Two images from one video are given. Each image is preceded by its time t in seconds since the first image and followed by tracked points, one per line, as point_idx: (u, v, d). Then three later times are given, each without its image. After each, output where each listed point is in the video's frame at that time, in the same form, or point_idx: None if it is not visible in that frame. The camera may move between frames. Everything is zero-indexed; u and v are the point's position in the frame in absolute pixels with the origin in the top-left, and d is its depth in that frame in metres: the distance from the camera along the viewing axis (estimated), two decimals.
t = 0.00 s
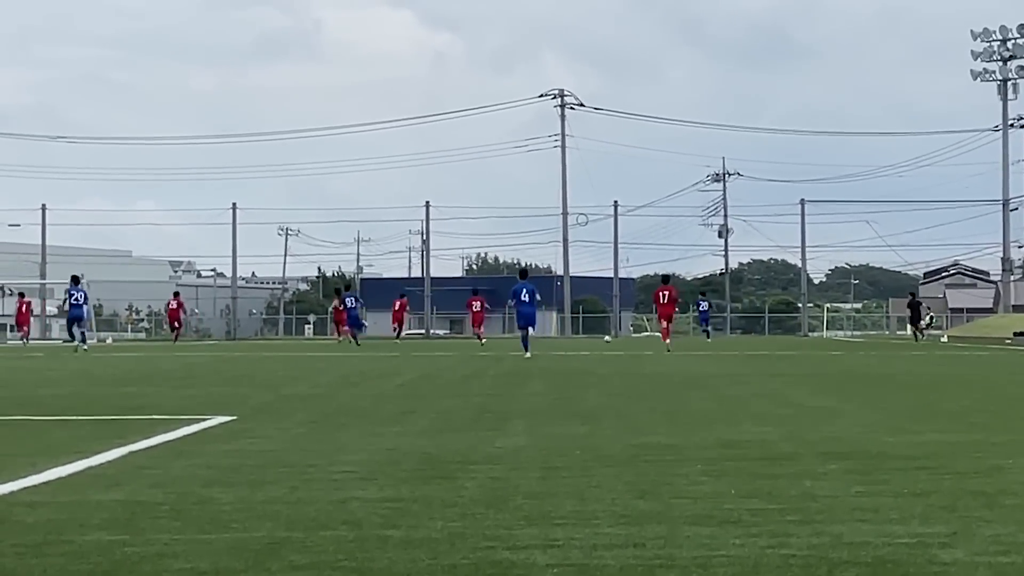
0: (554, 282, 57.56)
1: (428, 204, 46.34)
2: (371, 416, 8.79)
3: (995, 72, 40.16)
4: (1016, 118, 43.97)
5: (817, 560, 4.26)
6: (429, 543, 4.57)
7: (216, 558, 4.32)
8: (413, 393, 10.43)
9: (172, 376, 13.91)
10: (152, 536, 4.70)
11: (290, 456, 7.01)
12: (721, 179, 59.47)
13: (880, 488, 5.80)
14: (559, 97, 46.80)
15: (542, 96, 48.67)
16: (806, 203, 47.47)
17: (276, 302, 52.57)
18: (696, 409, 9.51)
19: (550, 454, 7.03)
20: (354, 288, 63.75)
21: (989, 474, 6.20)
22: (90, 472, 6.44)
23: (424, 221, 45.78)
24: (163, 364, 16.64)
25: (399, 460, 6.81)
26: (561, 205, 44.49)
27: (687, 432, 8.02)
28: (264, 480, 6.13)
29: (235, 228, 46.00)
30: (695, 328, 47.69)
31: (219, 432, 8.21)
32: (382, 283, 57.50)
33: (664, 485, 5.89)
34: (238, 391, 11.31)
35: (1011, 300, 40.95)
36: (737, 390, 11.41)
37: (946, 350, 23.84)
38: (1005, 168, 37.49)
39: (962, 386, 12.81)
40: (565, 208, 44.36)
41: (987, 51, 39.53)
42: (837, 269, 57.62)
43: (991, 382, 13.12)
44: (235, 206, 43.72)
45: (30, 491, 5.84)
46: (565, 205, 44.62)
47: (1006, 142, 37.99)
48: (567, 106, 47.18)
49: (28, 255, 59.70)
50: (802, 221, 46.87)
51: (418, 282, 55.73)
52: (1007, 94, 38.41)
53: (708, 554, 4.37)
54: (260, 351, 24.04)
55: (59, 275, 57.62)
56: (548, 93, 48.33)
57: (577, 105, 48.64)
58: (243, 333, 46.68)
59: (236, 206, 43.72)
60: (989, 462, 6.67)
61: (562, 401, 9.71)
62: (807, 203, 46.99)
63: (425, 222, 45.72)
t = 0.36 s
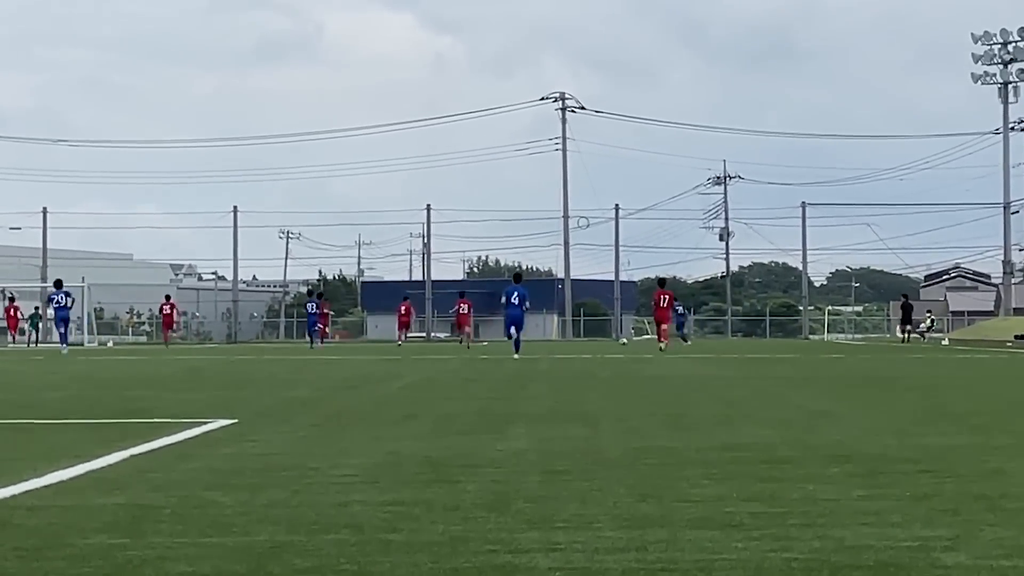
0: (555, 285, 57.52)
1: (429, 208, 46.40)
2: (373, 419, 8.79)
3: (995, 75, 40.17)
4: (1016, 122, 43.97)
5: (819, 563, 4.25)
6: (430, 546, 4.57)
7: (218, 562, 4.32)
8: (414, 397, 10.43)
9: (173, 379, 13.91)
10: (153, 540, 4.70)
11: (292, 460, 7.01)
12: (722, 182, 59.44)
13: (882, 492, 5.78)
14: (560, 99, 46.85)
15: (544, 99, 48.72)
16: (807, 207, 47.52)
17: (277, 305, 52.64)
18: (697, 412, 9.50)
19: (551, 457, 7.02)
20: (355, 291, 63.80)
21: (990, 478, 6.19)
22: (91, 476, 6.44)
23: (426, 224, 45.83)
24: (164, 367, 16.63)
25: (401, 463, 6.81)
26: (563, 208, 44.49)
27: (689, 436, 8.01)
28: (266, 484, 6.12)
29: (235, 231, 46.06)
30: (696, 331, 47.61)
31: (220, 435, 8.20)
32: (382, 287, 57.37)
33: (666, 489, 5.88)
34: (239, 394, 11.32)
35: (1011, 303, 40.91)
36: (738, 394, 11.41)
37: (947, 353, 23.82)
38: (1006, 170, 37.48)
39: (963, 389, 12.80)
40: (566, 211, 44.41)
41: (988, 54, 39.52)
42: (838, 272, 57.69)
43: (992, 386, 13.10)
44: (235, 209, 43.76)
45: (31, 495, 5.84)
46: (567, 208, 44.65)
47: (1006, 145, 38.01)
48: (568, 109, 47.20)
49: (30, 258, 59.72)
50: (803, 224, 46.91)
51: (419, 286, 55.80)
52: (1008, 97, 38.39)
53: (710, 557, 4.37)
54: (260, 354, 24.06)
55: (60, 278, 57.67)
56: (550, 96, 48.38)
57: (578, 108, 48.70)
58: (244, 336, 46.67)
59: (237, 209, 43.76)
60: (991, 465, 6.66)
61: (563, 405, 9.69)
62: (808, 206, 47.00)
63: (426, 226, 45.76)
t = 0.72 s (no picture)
0: (558, 287, 57.53)
1: (432, 210, 46.44)
2: (376, 422, 8.78)
3: (999, 77, 40.17)
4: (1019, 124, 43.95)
5: (822, 565, 4.26)
6: (435, 548, 4.57)
7: (221, 563, 4.32)
8: (417, 398, 10.40)
9: (175, 382, 13.86)
10: (156, 542, 4.70)
11: (295, 462, 7.02)
12: (726, 184, 59.40)
13: (885, 494, 5.78)
14: (563, 102, 46.89)
15: (547, 101, 48.77)
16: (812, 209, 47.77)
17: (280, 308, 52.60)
18: (702, 414, 9.48)
19: (554, 459, 7.02)
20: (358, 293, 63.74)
21: (994, 480, 6.18)
22: (94, 478, 6.43)
23: (429, 226, 45.84)
24: (165, 370, 16.60)
25: (404, 465, 6.81)
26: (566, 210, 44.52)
27: (691, 438, 8.00)
28: (269, 486, 6.12)
29: (238, 234, 46.08)
30: (699, 333, 47.56)
31: (224, 438, 8.20)
32: (384, 289, 57.36)
33: (670, 491, 5.87)
34: (242, 397, 11.28)
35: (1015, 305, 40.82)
36: (741, 396, 11.40)
37: (951, 356, 23.73)
38: (1009, 172, 37.47)
39: (965, 391, 12.78)
40: (570, 213, 44.41)
41: (991, 55, 39.50)
42: (840, 274, 57.93)
43: (996, 388, 13.08)
44: (237, 212, 43.80)
45: (34, 496, 5.85)
46: (570, 210, 44.64)
47: (1009, 147, 38.01)
48: (571, 111, 47.25)
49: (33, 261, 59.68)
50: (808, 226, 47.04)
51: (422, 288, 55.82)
52: (1011, 98, 38.38)
53: (714, 559, 4.37)
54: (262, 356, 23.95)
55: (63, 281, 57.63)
56: (553, 98, 48.42)
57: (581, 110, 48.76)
58: (247, 338, 46.74)
59: (238, 212, 43.79)
60: (994, 467, 6.64)
61: (566, 407, 9.67)
62: (812, 209, 47.35)
63: (429, 228, 45.78)
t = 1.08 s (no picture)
0: (566, 288, 57.50)
1: (440, 212, 46.52)
2: (383, 423, 8.77)
3: (1008, 78, 40.05)
4: None
5: (829, 567, 4.24)
6: (442, 549, 4.56)
7: (229, 565, 4.32)
8: (424, 400, 10.39)
9: (183, 383, 13.87)
10: (164, 543, 4.70)
11: (303, 463, 7.00)
12: (733, 185, 59.33)
13: (893, 495, 5.76)
14: (572, 103, 46.89)
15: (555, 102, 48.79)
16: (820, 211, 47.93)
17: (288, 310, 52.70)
18: (710, 416, 9.44)
19: (562, 461, 7.01)
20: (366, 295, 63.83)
21: (1003, 481, 6.14)
22: (102, 479, 6.44)
23: (437, 227, 45.89)
24: (173, 371, 16.61)
25: (411, 466, 6.80)
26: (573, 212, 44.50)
27: (699, 439, 7.98)
28: (277, 487, 6.11)
29: (246, 236, 46.21)
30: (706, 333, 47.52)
31: (231, 439, 8.20)
32: (392, 291, 57.43)
33: (677, 492, 5.86)
34: (250, 399, 11.28)
35: None
36: (748, 397, 11.36)
37: (960, 357, 23.65)
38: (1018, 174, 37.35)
39: (974, 392, 12.71)
40: (577, 214, 44.40)
41: (999, 56, 39.40)
42: (848, 275, 58.01)
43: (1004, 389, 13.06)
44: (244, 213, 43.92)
45: (43, 498, 5.86)
46: (577, 211, 44.63)
47: (1018, 149, 37.91)
48: (579, 112, 47.27)
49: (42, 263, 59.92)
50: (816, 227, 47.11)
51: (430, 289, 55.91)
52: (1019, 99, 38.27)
53: (722, 560, 4.35)
54: (269, 357, 23.97)
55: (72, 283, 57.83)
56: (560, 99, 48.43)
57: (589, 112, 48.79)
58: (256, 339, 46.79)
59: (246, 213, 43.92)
60: (1004, 469, 6.61)
61: (573, 408, 9.65)
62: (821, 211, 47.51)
63: (437, 229, 45.82)
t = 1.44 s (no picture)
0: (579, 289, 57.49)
1: (452, 212, 46.53)
2: (395, 423, 8.78)
3: (1020, 79, 39.86)
4: None
5: (842, 568, 4.23)
6: (455, 549, 4.56)
7: (241, 565, 4.32)
8: (436, 400, 10.41)
9: (195, 383, 13.92)
10: (178, 543, 4.70)
11: (315, 463, 7.01)
12: (745, 186, 59.24)
13: (905, 496, 5.75)
14: (583, 104, 46.86)
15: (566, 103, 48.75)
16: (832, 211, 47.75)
17: (299, 311, 52.87)
18: (721, 416, 9.43)
19: (573, 461, 7.01)
20: (378, 295, 63.96)
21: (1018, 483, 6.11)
22: (114, 479, 6.46)
23: (448, 228, 45.96)
24: (186, 371, 16.68)
25: (423, 467, 6.80)
26: (585, 212, 44.48)
27: (711, 439, 7.97)
28: (289, 487, 6.13)
29: (259, 236, 46.33)
30: (718, 333, 47.45)
31: (243, 438, 8.22)
32: (403, 291, 57.54)
33: (690, 493, 5.85)
34: (262, 398, 11.33)
35: None
36: (759, 397, 11.33)
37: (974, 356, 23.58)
38: None
39: (987, 392, 12.65)
40: (589, 215, 44.38)
41: (1012, 58, 39.21)
42: (860, 276, 57.92)
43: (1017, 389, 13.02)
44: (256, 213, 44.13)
45: (56, 497, 5.88)
46: (589, 212, 44.61)
47: None
48: (590, 113, 47.24)
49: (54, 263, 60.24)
50: (828, 228, 47.03)
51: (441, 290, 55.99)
52: None
53: (734, 561, 4.35)
54: (281, 356, 24.07)
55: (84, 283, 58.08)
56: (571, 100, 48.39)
57: (600, 112, 48.76)
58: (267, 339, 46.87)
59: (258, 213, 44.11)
60: (1018, 470, 6.59)
61: (585, 409, 9.65)
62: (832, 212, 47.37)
63: (449, 230, 45.89)
